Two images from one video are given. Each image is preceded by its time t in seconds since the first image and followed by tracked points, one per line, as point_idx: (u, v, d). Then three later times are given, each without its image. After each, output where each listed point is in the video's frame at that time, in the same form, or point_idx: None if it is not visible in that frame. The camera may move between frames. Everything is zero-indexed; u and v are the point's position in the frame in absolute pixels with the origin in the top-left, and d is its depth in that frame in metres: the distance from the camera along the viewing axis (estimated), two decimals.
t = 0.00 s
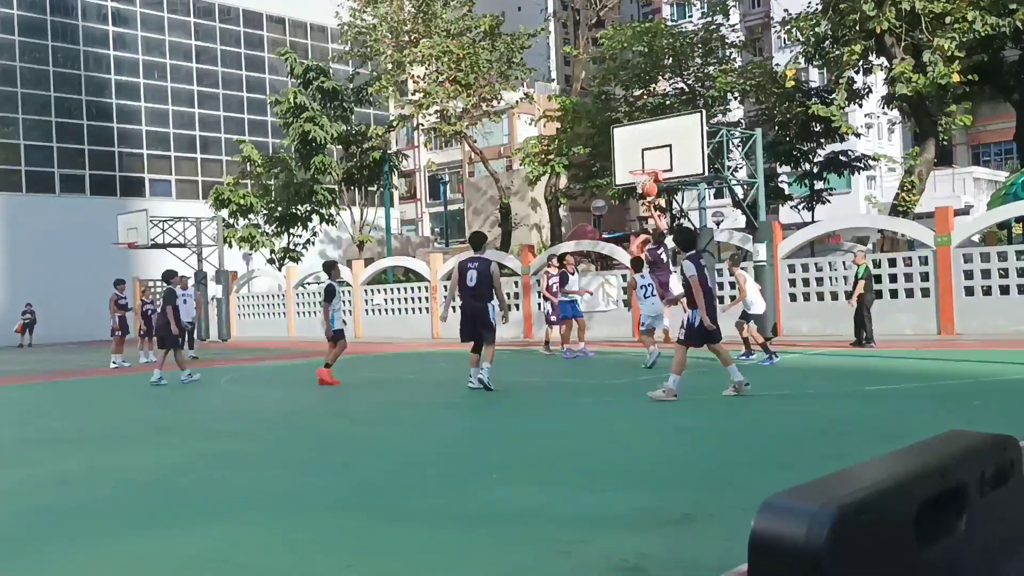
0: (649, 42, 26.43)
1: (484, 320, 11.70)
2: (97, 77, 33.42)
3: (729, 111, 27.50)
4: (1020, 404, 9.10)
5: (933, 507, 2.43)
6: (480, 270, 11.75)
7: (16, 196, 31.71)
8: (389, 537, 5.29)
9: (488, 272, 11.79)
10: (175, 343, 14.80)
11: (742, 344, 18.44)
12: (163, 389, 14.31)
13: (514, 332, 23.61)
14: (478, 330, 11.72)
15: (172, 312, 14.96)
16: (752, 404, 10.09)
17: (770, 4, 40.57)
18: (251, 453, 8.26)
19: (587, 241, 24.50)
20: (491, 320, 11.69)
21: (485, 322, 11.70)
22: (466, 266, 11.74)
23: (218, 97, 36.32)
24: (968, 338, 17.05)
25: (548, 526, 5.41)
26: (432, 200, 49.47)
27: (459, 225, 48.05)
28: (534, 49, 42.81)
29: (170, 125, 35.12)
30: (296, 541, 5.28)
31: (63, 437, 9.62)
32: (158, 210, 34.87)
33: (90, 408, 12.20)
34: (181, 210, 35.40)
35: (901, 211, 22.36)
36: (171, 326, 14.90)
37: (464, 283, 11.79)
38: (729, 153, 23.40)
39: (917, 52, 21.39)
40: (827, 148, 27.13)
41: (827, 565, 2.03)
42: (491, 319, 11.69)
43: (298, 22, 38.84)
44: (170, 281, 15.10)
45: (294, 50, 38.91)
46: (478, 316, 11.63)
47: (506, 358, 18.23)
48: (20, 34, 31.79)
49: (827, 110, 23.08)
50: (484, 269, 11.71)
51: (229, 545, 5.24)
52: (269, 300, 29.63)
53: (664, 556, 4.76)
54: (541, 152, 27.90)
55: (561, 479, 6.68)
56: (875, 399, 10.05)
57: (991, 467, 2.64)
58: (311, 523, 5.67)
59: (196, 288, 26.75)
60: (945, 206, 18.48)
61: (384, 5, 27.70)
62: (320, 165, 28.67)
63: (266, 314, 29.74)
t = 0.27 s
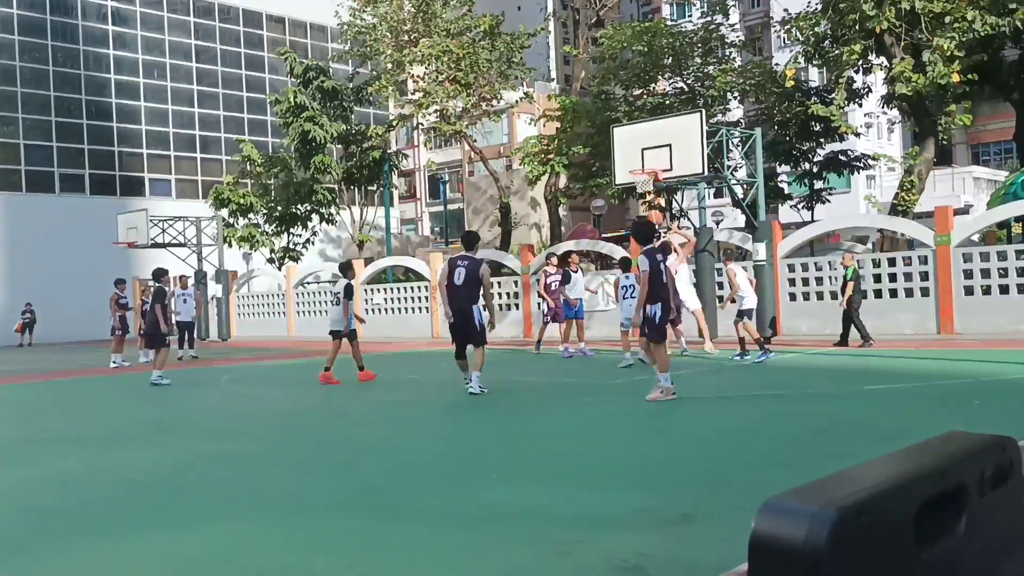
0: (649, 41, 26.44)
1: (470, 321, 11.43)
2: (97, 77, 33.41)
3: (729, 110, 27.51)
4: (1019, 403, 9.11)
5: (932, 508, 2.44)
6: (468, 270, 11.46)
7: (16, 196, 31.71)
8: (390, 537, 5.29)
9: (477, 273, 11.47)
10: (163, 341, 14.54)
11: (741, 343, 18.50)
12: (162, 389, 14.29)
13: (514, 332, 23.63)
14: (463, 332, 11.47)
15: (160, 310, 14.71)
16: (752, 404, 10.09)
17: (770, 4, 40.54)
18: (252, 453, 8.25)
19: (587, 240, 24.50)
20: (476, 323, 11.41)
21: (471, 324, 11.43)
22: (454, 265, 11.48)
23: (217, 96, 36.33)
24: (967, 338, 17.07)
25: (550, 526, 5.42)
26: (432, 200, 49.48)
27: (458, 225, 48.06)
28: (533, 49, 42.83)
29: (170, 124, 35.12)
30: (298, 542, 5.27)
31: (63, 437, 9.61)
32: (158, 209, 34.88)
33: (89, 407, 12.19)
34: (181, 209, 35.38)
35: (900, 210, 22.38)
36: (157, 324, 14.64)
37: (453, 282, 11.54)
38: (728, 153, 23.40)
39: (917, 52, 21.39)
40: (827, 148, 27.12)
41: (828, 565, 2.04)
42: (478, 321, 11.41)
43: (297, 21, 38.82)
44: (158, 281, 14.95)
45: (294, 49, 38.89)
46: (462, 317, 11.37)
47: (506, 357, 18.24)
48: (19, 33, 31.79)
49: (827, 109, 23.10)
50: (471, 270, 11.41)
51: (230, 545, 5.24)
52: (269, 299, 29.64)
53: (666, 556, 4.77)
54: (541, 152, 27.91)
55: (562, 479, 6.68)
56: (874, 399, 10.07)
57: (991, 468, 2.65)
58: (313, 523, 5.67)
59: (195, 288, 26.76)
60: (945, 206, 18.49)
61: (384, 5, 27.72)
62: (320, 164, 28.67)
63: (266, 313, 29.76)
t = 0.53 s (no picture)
0: (649, 40, 26.44)
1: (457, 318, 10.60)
2: (97, 76, 33.39)
3: (729, 109, 27.51)
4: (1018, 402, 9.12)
5: (929, 508, 2.44)
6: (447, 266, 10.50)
7: (15, 195, 31.70)
8: (389, 537, 5.27)
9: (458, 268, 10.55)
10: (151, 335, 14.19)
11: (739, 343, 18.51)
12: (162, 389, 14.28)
13: (513, 331, 23.63)
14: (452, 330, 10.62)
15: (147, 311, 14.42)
16: (752, 403, 10.07)
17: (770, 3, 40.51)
18: (252, 452, 8.23)
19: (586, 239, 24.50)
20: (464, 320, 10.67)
21: (454, 320, 10.59)
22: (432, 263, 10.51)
23: (217, 95, 36.33)
24: (967, 337, 17.07)
25: (549, 525, 5.42)
26: (432, 199, 49.48)
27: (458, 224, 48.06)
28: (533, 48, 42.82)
29: (169, 124, 35.09)
30: (297, 542, 5.26)
31: (62, 437, 9.59)
32: (157, 208, 34.86)
33: (88, 408, 12.17)
34: (180, 208, 35.35)
35: (900, 210, 22.38)
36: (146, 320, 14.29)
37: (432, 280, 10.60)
38: (728, 152, 23.38)
39: (917, 51, 21.38)
40: (827, 147, 27.10)
41: (824, 565, 2.03)
42: (462, 316, 10.60)
43: (297, 21, 38.80)
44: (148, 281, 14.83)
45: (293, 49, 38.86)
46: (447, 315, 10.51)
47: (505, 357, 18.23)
48: (19, 33, 31.78)
49: (826, 109, 23.11)
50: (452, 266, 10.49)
51: (229, 545, 5.22)
52: (268, 298, 29.64)
53: (667, 556, 4.75)
54: (541, 151, 27.90)
55: (562, 478, 6.66)
56: (874, 398, 10.07)
57: (990, 468, 2.64)
58: (312, 523, 5.65)
59: (195, 287, 26.75)
60: (945, 205, 18.49)
61: (384, 4, 27.72)
62: (320, 163, 28.66)
63: (266, 312, 29.76)
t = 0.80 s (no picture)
0: (649, 39, 26.43)
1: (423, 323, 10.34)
2: (96, 76, 33.36)
3: (728, 109, 27.54)
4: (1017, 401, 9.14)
5: (926, 508, 2.44)
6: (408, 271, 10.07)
7: (15, 195, 31.70)
8: (389, 537, 5.27)
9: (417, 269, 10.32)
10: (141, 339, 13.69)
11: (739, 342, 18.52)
12: (162, 389, 14.27)
13: (512, 331, 23.65)
14: (419, 338, 10.36)
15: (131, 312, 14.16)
16: (753, 402, 10.06)
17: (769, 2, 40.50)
18: (252, 452, 8.23)
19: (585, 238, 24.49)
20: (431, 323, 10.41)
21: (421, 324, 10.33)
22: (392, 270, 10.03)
23: (217, 95, 36.32)
24: (966, 336, 17.08)
25: (549, 525, 5.41)
26: (432, 198, 49.48)
27: (458, 224, 48.07)
28: (533, 47, 42.83)
29: (168, 123, 35.06)
30: (296, 542, 5.25)
31: (62, 437, 9.58)
32: (157, 208, 34.86)
33: (89, 407, 12.16)
34: (180, 208, 35.35)
35: (899, 208, 22.39)
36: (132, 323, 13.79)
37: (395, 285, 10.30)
38: (728, 151, 23.38)
39: (917, 50, 21.38)
40: (826, 146, 27.10)
41: (820, 566, 2.04)
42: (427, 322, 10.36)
43: (297, 20, 38.77)
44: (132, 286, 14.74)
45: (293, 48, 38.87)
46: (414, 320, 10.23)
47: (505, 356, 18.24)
48: (18, 32, 31.77)
49: (826, 108, 23.11)
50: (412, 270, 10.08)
51: (229, 546, 5.21)
52: (268, 298, 29.63)
53: (667, 556, 4.75)
54: (540, 150, 27.92)
55: (563, 478, 6.65)
56: (873, 397, 10.09)
57: (985, 468, 2.65)
58: (313, 523, 5.64)
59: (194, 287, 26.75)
60: (944, 204, 18.48)
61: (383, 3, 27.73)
62: (320, 162, 28.67)
63: (265, 312, 29.77)
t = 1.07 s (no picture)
0: (648, 39, 26.42)
1: (379, 315, 9.72)
2: (95, 76, 33.33)
3: (728, 108, 27.57)
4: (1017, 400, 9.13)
5: (924, 507, 2.43)
6: (373, 259, 9.53)
7: (14, 195, 31.67)
8: (390, 537, 5.25)
9: (382, 261, 9.97)
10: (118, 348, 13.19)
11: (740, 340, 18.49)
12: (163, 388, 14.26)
13: (512, 331, 23.65)
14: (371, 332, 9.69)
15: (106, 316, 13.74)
16: (754, 402, 10.04)
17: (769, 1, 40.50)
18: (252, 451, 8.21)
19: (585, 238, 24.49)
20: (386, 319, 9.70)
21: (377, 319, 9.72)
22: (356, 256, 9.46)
23: (216, 95, 36.30)
24: (966, 335, 17.08)
25: (551, 524, 5.39)
26: (431, 198, 49.47)
27: (458, 223, 48.05)
28: (532, 47, 42.85)
29: (168, 123, 35.03)
30: (297, 541, 5.23)
31: (62, 437, 9.57)
32: (156, 208, 34.83)
33: (89, 407, 12.14)
34: (180, 208, 35.34)
35: (899, 207, 22.41)
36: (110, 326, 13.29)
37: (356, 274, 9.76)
38: (728, 150, 23.36)
39: (916, 49, 21.38)
40: (826, 145, 27.08)
41: (818, 567, 2.03)
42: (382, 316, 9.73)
43: (296, 19, 38.78)
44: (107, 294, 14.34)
45: (292, 48, 38.88)
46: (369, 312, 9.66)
47: (505, 356, 18.22)
48: (17, 32, 31.76)
49: (825, 107, 23.11)
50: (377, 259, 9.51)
51: (228, 544, 5.22)
52: (268, 298, 29.62)
53: (669, 555, 4.72)
54: (540, 150, 27.93)
55: (564, 477, 6.64)
56: (872, 395, 10.09)
57: (985, 467, 2.64)
58: (313, 523, 5.63)
59: (194, 287, 26.73)
60: (944, 203, 18.48)
61: (381, 3, 27.74)
62: (320, 162, 28.64)
63: (265, 312, 29.75)
